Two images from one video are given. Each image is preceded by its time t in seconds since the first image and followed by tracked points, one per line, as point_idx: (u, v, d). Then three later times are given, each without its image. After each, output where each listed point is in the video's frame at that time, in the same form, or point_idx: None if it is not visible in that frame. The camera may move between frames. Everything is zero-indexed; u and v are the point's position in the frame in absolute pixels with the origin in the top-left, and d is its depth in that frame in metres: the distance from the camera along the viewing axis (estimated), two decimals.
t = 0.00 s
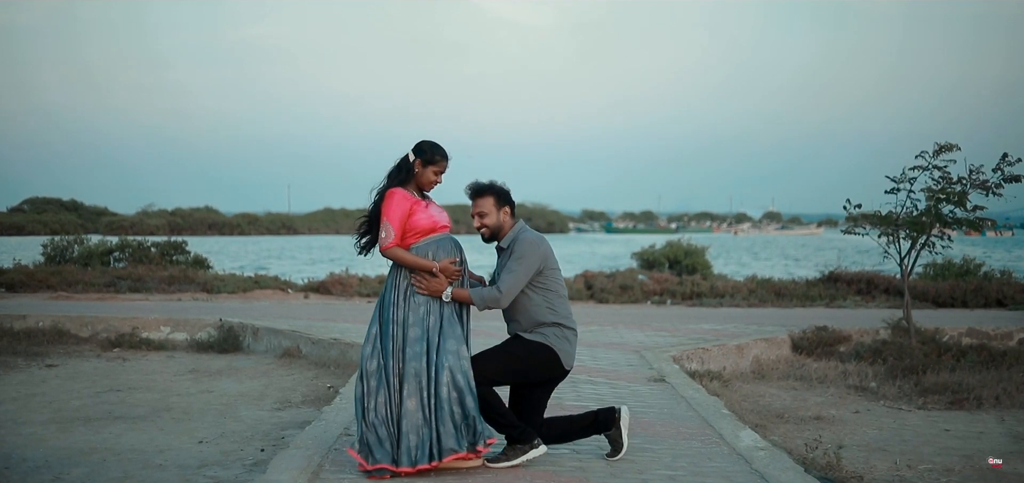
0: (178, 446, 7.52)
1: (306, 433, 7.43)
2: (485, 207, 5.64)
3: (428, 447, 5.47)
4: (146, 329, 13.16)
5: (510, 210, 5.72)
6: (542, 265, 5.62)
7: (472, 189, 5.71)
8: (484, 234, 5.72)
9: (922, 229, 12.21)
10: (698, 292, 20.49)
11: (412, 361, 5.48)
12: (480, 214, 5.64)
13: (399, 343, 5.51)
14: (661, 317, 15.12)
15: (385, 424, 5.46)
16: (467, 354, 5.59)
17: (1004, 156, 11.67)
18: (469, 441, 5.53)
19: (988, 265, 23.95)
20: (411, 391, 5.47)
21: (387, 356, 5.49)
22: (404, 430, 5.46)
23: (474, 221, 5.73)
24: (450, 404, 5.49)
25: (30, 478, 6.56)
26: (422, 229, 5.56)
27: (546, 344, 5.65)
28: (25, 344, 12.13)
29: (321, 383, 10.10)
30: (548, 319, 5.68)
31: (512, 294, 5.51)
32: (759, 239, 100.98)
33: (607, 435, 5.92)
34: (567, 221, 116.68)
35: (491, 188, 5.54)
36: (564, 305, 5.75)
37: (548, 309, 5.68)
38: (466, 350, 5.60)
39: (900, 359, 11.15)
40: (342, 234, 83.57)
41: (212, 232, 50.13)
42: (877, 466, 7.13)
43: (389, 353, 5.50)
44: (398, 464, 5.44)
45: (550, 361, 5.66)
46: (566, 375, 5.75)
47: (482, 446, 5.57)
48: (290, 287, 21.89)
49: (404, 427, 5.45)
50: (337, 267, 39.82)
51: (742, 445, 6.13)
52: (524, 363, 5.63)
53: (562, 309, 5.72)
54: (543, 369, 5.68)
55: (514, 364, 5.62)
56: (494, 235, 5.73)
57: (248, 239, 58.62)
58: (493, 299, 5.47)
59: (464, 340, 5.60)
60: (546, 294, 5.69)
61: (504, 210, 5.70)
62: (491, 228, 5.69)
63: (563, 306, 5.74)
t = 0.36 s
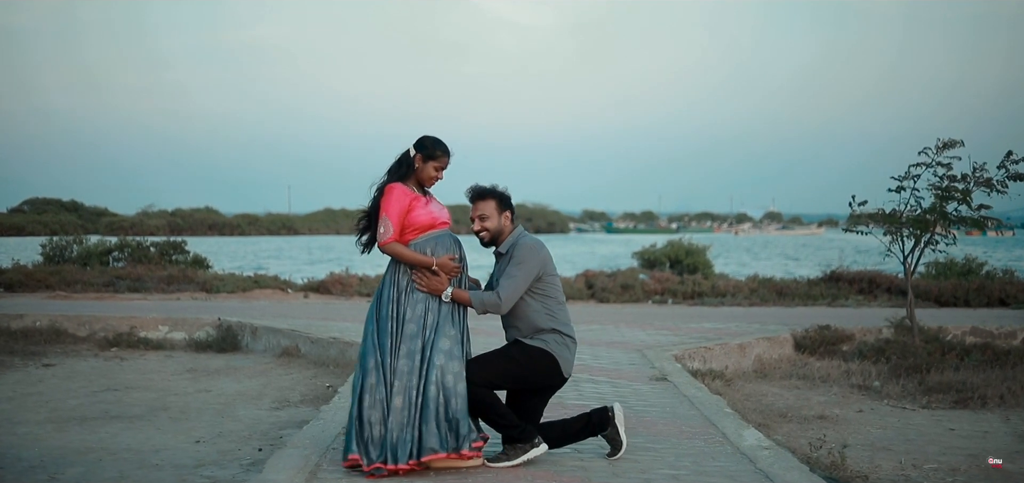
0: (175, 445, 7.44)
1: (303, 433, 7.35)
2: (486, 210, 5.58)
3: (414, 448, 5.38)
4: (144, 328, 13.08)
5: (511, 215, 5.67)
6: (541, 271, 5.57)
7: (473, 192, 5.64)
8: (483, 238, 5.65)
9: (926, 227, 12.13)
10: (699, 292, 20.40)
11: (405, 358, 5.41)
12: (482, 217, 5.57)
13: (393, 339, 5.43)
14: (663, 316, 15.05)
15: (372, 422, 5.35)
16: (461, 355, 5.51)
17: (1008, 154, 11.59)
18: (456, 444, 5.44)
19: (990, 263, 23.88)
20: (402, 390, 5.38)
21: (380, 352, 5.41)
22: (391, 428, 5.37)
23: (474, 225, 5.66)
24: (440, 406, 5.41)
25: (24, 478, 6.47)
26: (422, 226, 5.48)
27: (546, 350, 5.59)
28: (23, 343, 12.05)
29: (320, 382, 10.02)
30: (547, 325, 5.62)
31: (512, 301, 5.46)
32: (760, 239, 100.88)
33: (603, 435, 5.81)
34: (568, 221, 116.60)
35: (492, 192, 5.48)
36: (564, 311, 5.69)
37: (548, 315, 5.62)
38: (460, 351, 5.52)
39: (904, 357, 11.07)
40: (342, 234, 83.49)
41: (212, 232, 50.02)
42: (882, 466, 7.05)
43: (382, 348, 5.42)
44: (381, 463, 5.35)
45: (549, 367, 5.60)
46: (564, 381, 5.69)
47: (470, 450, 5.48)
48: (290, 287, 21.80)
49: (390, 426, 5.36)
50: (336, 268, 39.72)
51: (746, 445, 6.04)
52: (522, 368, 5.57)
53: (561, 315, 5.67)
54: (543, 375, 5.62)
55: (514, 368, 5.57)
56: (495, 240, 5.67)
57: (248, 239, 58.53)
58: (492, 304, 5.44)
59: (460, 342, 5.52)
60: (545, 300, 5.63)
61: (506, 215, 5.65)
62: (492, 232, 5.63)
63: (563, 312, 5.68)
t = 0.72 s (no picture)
0: (171, 444, 7.36)
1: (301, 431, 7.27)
2: (487, 210, 5.50)
3: (402, 445, 5.26)
4: (142, 327, 13.00)
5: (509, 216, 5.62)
6: (541, 272, 5.49)
7: (472, 191, 5.57)
8: (483, 239, 5.57)
9: (930, 224, 12.04)
10: (700, 291, 20.29)
11: (400, 353, 5.33)
12: (482, 217, 5.49)
13: (389, 333, 5.35)
14: (664, 315, 14.96)
15: (360, 416, 5.22)
16: (457, 354, 5.42)
17: (1013, 151, 11.49)
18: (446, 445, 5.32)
19: (992, 262, 23.77)
20: (395, 385, 5.29)
21: (375, 345, 5.33)
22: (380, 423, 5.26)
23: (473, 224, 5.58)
24: (432, 403, 5.31)
25: (18, 477, 6.39)
26: (422, 222, 5.41)
27: (548, 352, 5.51)
28: (20, 342, 11.96)
29: (319, 380, 9.93)
30: (549, 327, 5.53)
31: (513, 305, 5.37)
32: (760, 238, 100.73)
33: (604, 433, 5.72)
34: (568, 221, 116.49)
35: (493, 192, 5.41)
36: (563, 312, 5.62)
37: (548, 316, 5.54)
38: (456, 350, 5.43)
39: (908, 356, 10.98)
40: (342, 234, 83.37)
41: (212, 232, 49.91)
42: (888, 465, 6.96)
43: (378, 342, 5.34)
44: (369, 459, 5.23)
45: (550, 368, 5.51)
46: (567, 383, 5.61)
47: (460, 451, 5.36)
48: (290, 286, 21.71)
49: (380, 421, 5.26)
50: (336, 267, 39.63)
51: (750, 443, 5.96)
52: (524, 367, 5.49)
53: (561, 316, 5.59)
54: (544, 375, 5.54)
55: (516, 367, 5.49)
56: (494, 240, 5.59)
57: (248, 239, 58.41)
58: (493, 309, 5.36)
59: (456, 340, 5.43)
60: (545, 302, 5.55)
61: (505, 216, 5.60)
62: (492, 232, 5.56)
63: (563, 313, 5.61)
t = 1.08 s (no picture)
0: (167, 443, 7.27)
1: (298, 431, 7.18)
2: (487, 207, 5.42)
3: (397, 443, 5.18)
4: (140, 326, 12.91)
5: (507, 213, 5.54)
6: (541, 270, 5.40)
7: (472, 188, 5.48)
8: (485, 236, 5.48)
9: (933, 221, 11.95)
10: (701, 289, 20.20)
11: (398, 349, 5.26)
12: (482, 214, 5.41)
13: (388, 328, 5.28)
14: (665, 313, 14.88)
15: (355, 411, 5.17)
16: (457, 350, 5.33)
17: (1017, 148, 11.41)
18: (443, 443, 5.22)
19: (994, 261, 23.67)
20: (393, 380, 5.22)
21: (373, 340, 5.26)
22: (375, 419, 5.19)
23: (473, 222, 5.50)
24: (429, 400, 5.23)
25: (11, 475, 6.30)
26: (422, 216, 5.32)
27: (552, 349, 5.44)
28: (16, 340, 11.88)
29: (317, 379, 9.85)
30: (551, 324, 5.45)
31: (514, 306, 5.29)
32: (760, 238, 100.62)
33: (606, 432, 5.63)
34: (569, 220, 116.39)
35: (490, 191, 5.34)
36: (565, 309, 5.53)
37: (550, 314, 5.46)
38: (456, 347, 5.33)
39: (911, 354, 10.89)
40: (342, 233, 83.28)
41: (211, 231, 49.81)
42: (892, 464, 6.87)
43: (376, 337, 5.27)
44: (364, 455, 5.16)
45: (554, 365, 5.43)
46: (569, 381, 5.53)
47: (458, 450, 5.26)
48: (289, 285, 21.62)
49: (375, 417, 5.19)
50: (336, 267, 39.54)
51: (754, 442, 5.87)
52: (527, 364, 5.41)
53: (563, 313, 5.51)
54: (547, 373, 5.45)
55: (519, 363, 5.40)
56: (495, 237, 5.50)
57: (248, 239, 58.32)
58: (495, 309, 5.27)
59: (457, 336, 5.34)
60: (546, 300, 5.46)
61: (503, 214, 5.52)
62: (493, 229, 5.47)
63: (564, 310, 5.53)
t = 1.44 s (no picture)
0: (164, 442, 7.19)
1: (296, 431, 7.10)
2: (488, 205, 5.33)
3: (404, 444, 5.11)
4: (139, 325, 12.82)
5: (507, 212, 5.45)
6: (541, 269, 5.31)
7: (472, 186, 5.38)
8: (486, 235, 5.39)
9: (937, 219, 11.87)
10: (702, 289, 20.11)
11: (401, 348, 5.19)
12: (483, 212, 5.31)
13: (391, 327, 5.20)
14: (666, 313, 14.79)
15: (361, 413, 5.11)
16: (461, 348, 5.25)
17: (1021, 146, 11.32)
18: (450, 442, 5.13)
19: (996, 261, 23.57)
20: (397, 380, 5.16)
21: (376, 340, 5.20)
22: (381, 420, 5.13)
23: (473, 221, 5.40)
24: (434, 399, 5.15)
25: (6, 475, 6.22)
26: (423, 211, 5.24)
27: (556, 347, 5.36)
28: (14, 339, 11.80)
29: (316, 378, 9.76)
30: (554, 322, 5.37)
31: (516, 306, 5.20)
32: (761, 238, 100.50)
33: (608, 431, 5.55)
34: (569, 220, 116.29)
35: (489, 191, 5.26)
36: (567, 307, 5.45)
37: (553, 313, 5.37)
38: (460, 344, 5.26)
39: (914, 353, 10.80)
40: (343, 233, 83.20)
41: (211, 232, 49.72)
42: (898, 464, 6.79)
43: (379, 337, 5.20)
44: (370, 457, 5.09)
45: (557, 364, 5.35)
46: (571, 379, 5.45)
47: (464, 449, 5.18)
48: (289, 284, 21.54)
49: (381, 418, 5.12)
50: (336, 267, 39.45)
51: (758, 442, 5.79)
52: (530, 362, 5.32)
53: (565, 311, 5.43)
54: (550, 371, 5.37)
55: (521, 361, 5.31)
56: (496, 235, 5.41)
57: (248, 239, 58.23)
58: (496, 310, 5.18)
59: (460, 334, 5.26)
60: (548, 299, 5.37)
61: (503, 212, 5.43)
62: (494, 227, 5.38)
63: (566, 308, 5.44)
